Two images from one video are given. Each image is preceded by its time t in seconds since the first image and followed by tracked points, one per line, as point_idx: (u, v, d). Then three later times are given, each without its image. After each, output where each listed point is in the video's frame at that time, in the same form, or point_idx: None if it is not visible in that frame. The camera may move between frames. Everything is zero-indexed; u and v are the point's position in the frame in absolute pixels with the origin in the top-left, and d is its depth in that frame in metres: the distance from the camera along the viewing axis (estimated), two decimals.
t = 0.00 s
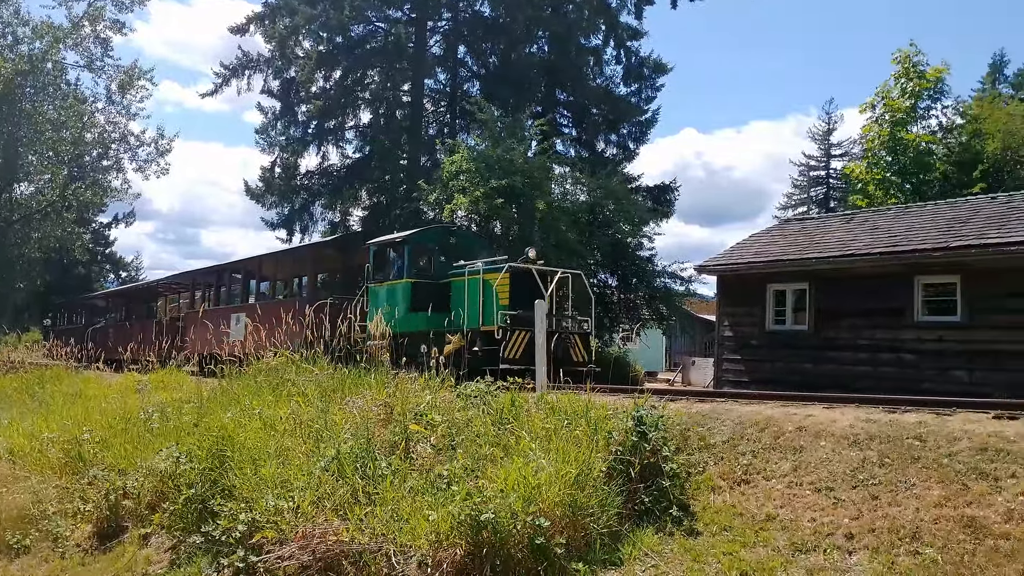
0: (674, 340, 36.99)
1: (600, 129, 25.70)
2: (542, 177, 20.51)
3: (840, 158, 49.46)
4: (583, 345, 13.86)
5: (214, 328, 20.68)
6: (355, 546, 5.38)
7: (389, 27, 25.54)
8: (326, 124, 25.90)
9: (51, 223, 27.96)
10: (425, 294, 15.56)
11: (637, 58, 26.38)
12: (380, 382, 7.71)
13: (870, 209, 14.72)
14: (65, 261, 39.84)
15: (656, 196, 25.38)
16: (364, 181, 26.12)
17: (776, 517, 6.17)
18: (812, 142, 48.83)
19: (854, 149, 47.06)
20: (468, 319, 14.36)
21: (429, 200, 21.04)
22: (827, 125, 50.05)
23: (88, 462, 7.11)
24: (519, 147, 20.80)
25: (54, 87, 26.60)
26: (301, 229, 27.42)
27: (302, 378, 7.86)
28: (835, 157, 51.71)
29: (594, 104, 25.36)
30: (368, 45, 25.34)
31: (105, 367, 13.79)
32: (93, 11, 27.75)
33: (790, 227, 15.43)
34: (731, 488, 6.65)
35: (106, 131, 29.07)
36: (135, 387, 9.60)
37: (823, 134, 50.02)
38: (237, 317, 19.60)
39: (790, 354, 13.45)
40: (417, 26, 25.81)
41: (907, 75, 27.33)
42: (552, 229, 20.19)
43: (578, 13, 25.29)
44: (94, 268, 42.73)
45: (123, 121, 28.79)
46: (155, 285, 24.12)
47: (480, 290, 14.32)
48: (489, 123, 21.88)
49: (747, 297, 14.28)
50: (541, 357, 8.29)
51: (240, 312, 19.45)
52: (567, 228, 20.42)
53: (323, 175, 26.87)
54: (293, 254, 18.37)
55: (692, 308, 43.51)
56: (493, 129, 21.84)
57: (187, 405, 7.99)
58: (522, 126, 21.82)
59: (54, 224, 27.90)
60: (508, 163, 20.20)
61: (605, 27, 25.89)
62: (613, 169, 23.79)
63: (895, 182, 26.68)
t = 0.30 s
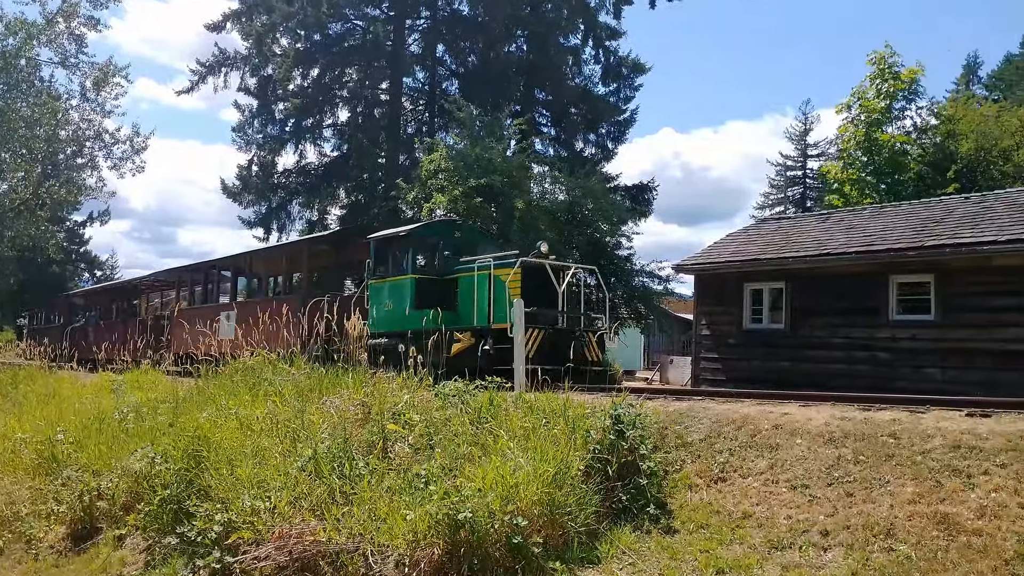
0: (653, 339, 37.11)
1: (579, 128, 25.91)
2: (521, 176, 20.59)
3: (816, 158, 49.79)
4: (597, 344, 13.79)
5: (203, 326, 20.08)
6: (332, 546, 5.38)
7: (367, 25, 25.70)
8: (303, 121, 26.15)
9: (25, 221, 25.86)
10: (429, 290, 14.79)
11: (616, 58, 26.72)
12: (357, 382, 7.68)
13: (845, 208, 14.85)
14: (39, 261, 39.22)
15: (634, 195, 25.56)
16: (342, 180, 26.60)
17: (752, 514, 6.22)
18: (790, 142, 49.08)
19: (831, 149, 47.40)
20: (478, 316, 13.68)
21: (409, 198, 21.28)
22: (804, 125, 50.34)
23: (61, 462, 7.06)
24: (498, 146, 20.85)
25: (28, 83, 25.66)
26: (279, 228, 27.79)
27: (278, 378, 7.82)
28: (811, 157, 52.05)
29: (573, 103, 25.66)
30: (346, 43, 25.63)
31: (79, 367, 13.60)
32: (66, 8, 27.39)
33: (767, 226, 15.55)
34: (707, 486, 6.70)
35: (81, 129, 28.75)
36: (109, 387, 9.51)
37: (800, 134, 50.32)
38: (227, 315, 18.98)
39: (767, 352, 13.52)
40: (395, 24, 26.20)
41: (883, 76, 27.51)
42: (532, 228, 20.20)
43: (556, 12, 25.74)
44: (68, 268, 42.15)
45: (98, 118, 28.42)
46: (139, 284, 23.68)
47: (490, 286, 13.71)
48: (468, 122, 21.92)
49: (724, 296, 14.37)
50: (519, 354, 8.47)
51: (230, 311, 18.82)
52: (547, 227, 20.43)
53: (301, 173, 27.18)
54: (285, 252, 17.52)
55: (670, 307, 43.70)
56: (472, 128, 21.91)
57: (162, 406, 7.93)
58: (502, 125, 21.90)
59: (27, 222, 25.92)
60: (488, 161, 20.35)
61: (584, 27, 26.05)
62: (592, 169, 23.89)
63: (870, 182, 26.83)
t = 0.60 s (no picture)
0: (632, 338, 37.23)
1: (558, 127, 26.38)
2: (500, 175, 20.62)
3: (792, 158, 50.04)
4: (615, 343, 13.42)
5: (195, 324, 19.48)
6: (308, 546, 5.36)
7: (345, 22, 26.18)
8: (279, 120, 26.38)
9: None
10: (436, 286, 14.39)
11: (595, 58, 27.11)
12: (334, 381, 7.66)
13: (821, 208, 14.96)
14: (12, 260, 38.77)
15: (612, 195, 25.67)
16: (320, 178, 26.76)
17: (729, 512, 6.26)
18: (766, 142, 49.24)
19: (807, 150, 47.71)
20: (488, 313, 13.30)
21: (387, 197, 21.40)
22: (781, 126, 50.60)
23: (34, 462, 7.01)
24: (477, 145, 20.84)
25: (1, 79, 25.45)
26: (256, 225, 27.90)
27: (253, 377, 7.77)
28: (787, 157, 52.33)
29: (551, 101, 26.13)
30: (324, 41, 25.91)
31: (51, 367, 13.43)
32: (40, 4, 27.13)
33: (744, 225, 15.65)
34: (684, 484, 6.74)
35: (55, 125, 28.46)
36: (82, 386, 9.44)
37: (776, 135, 50.59)
38: (219, 314, 18.27)
39: (744, 351, 13.59)
40: (372, 22, 26.45)
41: (858, 77, 27.64)
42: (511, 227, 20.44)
43: (535, 11, 26.01)
44: (41, 267, 41.69)
45: (72, 115, 28.12)
46: (119, 281, 23.42)
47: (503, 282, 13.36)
48: (446, 120, 21.84)
49: (700, 293, 14.44)
50: (496, 354, 8.52)
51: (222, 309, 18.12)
52: (525, 226, 20.70)
53: (278, 171, 27.24)
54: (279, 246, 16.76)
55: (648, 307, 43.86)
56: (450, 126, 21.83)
57: (137, 405, 7.88)
58: (481, 123, 21.88)
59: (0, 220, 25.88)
60: (466, 160, 20.42)
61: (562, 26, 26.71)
62: (570, 168, 23.94)
63: (846, 181, 26.57)
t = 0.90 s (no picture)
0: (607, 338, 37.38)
1: (533, 127, 26.56)
2: (475, 175, 20.70)
3: (766, 159, 50.42)
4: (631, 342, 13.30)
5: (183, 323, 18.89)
6: (279, 547, 5.34)
7: (320, 20, 26.47)
8: (254, 117, 26.37)
9: None
10: (444, 282, 14.12)
11: (570, 58, 27.21)
12: (307, 381, 7.64)
13: (794, 209, 15.10)
14: None
15: (588, 195, 25.75)
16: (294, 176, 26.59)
17: (701, 510, 6.31)
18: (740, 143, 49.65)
19: (780, 151, 48.14)
20: (501, 312, 13.19)
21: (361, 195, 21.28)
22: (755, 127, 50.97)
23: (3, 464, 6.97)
24: (452, 144, 20.82)
25: None
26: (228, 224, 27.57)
27: (225, 377, 7.72)
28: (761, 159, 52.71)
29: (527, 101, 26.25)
30: (298, 37, 26.04)
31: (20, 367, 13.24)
32: None
33: (718, 225, 15.77)
34: (658, 483, 6.79)
35: (24, 121, 28.09)
36: (51, 386, 9.35)
37: (750, 136, 50.97)
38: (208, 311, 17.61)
39: (718, 350, 13.68)
40: (348, 20, 26.66)
41: (831, 80, 27.86)
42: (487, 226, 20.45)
43: (510, 11, 26.08)
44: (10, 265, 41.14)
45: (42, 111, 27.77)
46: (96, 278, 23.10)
47: (516, 277, 13.19)
48: (422, 119, 21.77)
49: (674, 293, 14.52)
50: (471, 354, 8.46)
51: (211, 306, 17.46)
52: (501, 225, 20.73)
53: (252, 169, 27.10)
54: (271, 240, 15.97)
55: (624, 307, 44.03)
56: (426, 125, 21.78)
57: (107, 405, 7.84)
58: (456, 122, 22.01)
59: None
60: (442, 159, 20.33)
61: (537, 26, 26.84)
62: (545, 169, 24.04)
63: (818, 183, 26.85)
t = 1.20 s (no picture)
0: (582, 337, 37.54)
1: (507, 125, 26.75)
2: (448, 173, 20.78)
3: (738, 160, 50.82)
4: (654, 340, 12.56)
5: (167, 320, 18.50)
6: (249, 547, 5.31)
7: (293, 16, 26.48)
8: (225, 113, 26.06)
9: None
10: (452, 278, 13.48)
11: (545, 57, 27.30)
12: (278, 379, 7.62)
13: (766, 209, 15.24)
14: None
15: (562, 194, 25.82)
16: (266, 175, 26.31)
17: (672, 509, 6.35)
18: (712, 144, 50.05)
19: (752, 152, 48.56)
20: (517, 308, 12.39)
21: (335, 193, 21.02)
22: (727, 128, 51.36)
23: None
24: (426, 142, 20.79)
25: None
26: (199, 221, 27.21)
27: (195, 376, 7.67)
28: (733, 159, 53.07)
29: (501, 101, 26.53)
30: (271, 35, 26.06)
31: None
32: None
33: (692, 225, 15.87)
34: (629, 481, 6.84)
35: None
36: (18, 384, 9.23)
37: (723, 137, 51.35)
38: (196, 308, 17.16)
39: (690, 349, 13.76)
40: (321, 17, 26.61)
41: (802, 82, 28.07)
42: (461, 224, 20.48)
43: (484, 10, 26.34)
44: None
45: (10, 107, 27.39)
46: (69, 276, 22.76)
47: (532, 271, 12.44)
48: (396, 117, 21.70)
49: (647, 293, 14.64)
50: (446, 353, 8.64)
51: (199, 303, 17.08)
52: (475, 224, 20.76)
53: (223, 167, 26.95)
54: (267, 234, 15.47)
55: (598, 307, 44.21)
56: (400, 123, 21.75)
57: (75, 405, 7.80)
58: (431, 122, 21.92)
59: None
60: (415, 157, 20.33)
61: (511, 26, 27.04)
62: (519, 168, 24.14)
63: (789, 183, 27.05)
